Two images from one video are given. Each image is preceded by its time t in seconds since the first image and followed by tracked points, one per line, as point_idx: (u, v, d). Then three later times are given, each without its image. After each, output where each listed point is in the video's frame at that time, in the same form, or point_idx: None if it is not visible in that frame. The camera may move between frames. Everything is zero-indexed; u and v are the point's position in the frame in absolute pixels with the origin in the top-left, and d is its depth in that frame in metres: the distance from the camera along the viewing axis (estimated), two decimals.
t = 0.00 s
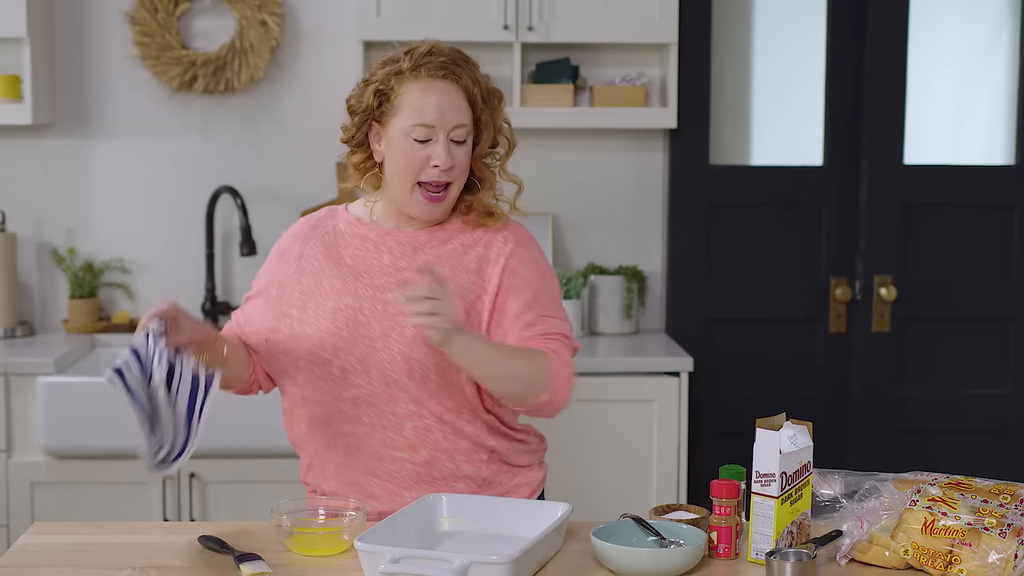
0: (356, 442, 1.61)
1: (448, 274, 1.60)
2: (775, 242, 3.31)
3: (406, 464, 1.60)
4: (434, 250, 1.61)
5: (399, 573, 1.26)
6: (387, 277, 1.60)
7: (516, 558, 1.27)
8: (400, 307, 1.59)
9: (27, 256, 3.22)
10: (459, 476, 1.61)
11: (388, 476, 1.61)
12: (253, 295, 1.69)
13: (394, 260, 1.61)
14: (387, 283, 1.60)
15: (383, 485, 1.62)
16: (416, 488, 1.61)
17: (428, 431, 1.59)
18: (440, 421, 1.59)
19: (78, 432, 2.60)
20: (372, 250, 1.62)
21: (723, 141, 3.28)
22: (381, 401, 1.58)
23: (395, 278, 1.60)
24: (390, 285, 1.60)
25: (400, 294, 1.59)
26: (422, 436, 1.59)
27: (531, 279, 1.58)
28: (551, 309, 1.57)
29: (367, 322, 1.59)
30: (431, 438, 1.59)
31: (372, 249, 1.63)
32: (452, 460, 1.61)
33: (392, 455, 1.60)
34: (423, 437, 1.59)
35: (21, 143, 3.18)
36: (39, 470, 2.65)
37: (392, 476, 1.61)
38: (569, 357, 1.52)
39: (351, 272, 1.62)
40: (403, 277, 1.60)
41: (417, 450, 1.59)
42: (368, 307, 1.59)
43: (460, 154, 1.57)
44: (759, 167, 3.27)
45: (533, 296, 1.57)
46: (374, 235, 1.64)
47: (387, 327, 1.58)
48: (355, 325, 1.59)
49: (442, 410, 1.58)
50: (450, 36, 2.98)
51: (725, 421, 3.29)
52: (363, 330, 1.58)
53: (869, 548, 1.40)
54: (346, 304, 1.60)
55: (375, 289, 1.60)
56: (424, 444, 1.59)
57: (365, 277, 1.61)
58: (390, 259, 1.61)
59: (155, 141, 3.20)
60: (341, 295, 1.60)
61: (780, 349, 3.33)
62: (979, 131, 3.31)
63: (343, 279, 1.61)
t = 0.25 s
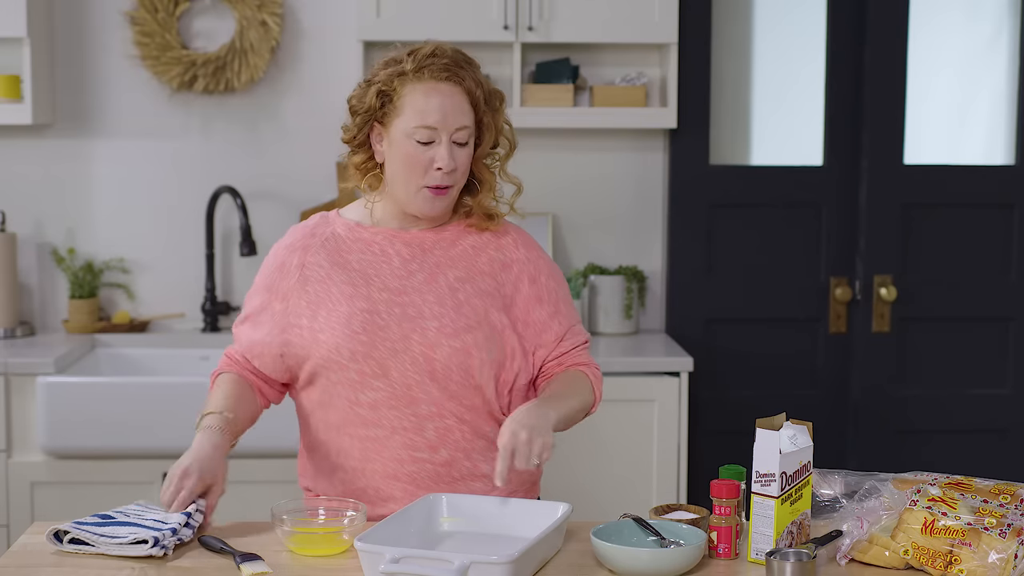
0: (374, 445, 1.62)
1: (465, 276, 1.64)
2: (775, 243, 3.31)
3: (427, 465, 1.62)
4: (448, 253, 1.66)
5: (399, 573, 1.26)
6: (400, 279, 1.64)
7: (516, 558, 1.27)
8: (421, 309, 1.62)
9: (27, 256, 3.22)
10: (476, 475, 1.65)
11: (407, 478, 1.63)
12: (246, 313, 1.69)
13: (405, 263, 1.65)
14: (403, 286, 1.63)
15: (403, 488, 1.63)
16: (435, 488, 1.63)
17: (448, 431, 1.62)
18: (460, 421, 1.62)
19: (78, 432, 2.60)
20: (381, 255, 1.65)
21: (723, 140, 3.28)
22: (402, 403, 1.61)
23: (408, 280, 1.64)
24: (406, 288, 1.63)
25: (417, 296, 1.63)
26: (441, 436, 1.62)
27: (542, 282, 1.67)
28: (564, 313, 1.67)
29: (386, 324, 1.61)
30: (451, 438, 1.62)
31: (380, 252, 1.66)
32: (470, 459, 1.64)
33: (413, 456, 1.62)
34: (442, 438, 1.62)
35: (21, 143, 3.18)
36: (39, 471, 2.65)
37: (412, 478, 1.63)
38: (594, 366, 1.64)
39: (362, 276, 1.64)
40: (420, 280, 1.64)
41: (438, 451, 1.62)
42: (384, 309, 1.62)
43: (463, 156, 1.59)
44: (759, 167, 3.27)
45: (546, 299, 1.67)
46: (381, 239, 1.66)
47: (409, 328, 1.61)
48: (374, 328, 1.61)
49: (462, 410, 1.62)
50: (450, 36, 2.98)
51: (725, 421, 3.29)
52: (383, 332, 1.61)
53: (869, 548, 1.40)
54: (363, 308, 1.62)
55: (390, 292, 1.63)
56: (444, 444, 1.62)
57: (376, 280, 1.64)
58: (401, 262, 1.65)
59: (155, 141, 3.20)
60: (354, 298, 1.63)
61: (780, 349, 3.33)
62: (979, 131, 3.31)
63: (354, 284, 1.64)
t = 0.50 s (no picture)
0: (388, 450, 1.61)
1: (476, 278, 1.66)
2: (775, 243, 3.31)
3: (441, 466, 1.62)
4: (458, 254, 1.67)
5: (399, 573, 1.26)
6: (413, 281, 1.63)
7: (516, 558, 1.27)
8: (436, 311, 1.62)
9: (27, 256, 3.22)
10: (488, 477, 1.65)
11: (422, 483, 1.62)
12: (251, 318, 1.62)
13: (417, 265, 1.64)
14: (417, 288, 1.63)
15: (417, 490, 1.62)
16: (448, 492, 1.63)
17: (462, 433, 1.62)
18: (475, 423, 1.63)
19: (78, 432, 2.60)
20: (393, 257, 1.64)
21: (723, 140, 3.29)
22: (418, 407, 1.60)
23: (421, 282, 1.64)
24: (421, 291, 1.63)
25: (432, 298, 1.63)
26: (456, 439, 1.62)
27: (547, 284, 1.70)
28: (566, 317, 1.71)
29: (403, 327, 1.61)
30: (465, 441, 1.63)
31: (391, 255, 1.64)
32: (482, 462, 1.64)
33: (427, 458, 1.61)
34: (457, 440, 1.62)
35: (21, 143, 3.18)
36: (39, 470, 2.65)
37: (425, 480, 1.62)
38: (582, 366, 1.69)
39: (375, 279, 1.63)
40: (434, 282, 1.64)
41: (451, 453, 1.62)
42: (401, 311, 1.61)
43: (465, 156, 1.60)
44: (759, 167, 3.27)
45: (550, 303, 1.70)
46: (390, 241, 1.65)
47: (426, 330, 1.61)
48: (391, 331, 1.60)
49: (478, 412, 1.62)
50: (450, 36, 2.98)
51: (725, 422, 3.29)
52: (400, 335, 1.60)
53: (869, 548, 1.40)
54: (378, 311, 1.61)
55: (405, 294, 1.62)
56: (458, 446, 1.62)
57: (390, 282, 1.63)
58: (413, 264, 1.64)
59: (155, 141, 3.21)
60: (369, 302, 1.61)
61: (780, 349, 3.33)
62: (979, 131, 3.31)
63: (368, 286, 1.62)
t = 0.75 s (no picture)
0: (402, 449, 1.61)
1: (488, 276, 1.67)
2: (776, 243, 3.31)
3: (456, 465, 1.62)
4: (469, 252, 1.68)
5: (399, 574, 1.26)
6: (426, 279, 1.64)
7: (516, 558, 1.27)
8: (450, 310, 1.64)
9: (27, 256, 3.22)
10: (500, 475, 1.65)
11: (436, 482, 1.62)
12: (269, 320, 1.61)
13: (430, 263, 1.65)
14: (431, 286, 1.64)
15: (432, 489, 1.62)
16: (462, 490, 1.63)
17: (476, 431, 1.63)
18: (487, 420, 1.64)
19: (77, 432, 2.60)
20: (405, 256, 1.65)
21: (723, 140, 3.29)
22: (433, 405, 1.61)
23: (435, 281, 1.64)
24: (434, 289, 1.64)
25: (446, 297, 1.64)
26: (470, 437, 1.63)
27: (554, 281, 1.71)
28: (571, 314, 1.72)
29: (419, 325, 1.62)
30: (478, 438, 1.63)
31: (403, 254, 1.65)
32: (494, 460, 1.65)
33: (442, 457, 1.62)
34: (470, 438, 1.63)
35: (21, 143, 3.18)
36: (39, 470, 2.65)
37: (439, 479, 1.62)
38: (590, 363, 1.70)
39: (389, 278, 1.63)
40: (447, 280, 1.65)
41: (466, 451, 1.63)
42: (416, 310, 1.62)
43: (468, 154, 1.59)
44: (759, 167, 3.27)
45: (556, 299, 1.71)
46: (402, 240, 1.66)
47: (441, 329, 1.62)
48: (406, 330, 1.61)
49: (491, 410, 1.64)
50: (450, 36, 2.98)
51: (725, 422, 3.29)
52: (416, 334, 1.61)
53: (869, 548, 1.40)
54: (393, 309, 1.61)
55: (419, 293, 1.63)
56: (471, 444, 1.63)
57: (404, 282, 1.63)
58: (426, 263, 1.65)
59: (155, 141, 3.21)
60: (384, 301, 1.62)
61: (781, 349, 3.33)
62: (980, 131, 3.31)
63: (383, 285, 1.62)
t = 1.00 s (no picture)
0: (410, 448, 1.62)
1: (495, 275, 1.68)
2: (776, 243, 3.31)
3: (461, 464, 1.63)
4: (477, 252, 1.68)
5: (399, 573, 1.27)
6: (435, 278, 1.65)
7: (516, 558, 1.27)
8: (459, 308, 1.64)
9: (27, 256, 3.22)
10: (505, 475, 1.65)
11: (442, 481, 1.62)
12: (279, 314, 1.60)
13: (438, 262, 1.66)
14: (439, 285, 1.64)
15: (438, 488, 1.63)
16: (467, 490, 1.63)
17: (483, 431, 1.63)
18: (494, 420, 1.64)
19: (77, 432, 2.60)
20: (414, 255, 1.65)
21: (723, 140, 3.29)
22: (441, 403, 1.62)
23: (444, 280, 1.65)
24: (443, 288, 1.64)
25: (455, 295, 1.64)
26: (477, 436, 1.63)
27: (559, 283, 1.72)
28: (575, 316, 1.73)
29: (428, 324, 1.62)
30: (485, 438, 1.64)
31: (412, 253, 1.65)
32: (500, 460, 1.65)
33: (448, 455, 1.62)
34: (478, 437, 1.63)
35: (21, 143, 3.18)
36: (39, 470, 2.65)
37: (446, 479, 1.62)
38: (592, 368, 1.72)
39: (398, 276, 1.64)
40: (456, 279, 1.65)
41: (472, 450, 1.63)
42: (425, 308, 1.62)
43: (474, 152, 1.59)
44: (760, 167, 3.27)
45: (563, 301, 1.72)
46: (410, 238, 1.66)
47: (451, 327, 1.63)
48: (416, 327, 1.61)
49: (499, 409, 1.64)
50: (450, 36, 2.98)
51: (725, 422, 3.29)
52: (425, 332, 1.62)
53: (869, 548, 1.40)
54: (403, 307, 1.62)
55: (428, 291, 1.64)
56: (478, 444, 1.63)
57: (413, 280, 1.64)
58: (435, 262, 1.65)
59: (156, 141, 3.21)
60: (393, 298, 1.62)
61: (781, 349, 3.33)
62: (979, 131, 3.31)
63: (392, 283, 1.63)
